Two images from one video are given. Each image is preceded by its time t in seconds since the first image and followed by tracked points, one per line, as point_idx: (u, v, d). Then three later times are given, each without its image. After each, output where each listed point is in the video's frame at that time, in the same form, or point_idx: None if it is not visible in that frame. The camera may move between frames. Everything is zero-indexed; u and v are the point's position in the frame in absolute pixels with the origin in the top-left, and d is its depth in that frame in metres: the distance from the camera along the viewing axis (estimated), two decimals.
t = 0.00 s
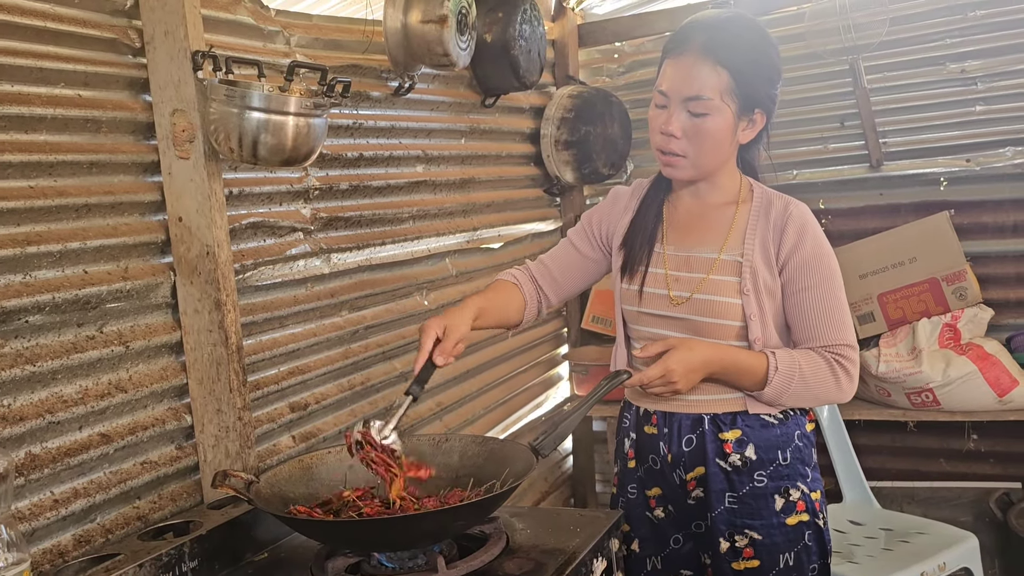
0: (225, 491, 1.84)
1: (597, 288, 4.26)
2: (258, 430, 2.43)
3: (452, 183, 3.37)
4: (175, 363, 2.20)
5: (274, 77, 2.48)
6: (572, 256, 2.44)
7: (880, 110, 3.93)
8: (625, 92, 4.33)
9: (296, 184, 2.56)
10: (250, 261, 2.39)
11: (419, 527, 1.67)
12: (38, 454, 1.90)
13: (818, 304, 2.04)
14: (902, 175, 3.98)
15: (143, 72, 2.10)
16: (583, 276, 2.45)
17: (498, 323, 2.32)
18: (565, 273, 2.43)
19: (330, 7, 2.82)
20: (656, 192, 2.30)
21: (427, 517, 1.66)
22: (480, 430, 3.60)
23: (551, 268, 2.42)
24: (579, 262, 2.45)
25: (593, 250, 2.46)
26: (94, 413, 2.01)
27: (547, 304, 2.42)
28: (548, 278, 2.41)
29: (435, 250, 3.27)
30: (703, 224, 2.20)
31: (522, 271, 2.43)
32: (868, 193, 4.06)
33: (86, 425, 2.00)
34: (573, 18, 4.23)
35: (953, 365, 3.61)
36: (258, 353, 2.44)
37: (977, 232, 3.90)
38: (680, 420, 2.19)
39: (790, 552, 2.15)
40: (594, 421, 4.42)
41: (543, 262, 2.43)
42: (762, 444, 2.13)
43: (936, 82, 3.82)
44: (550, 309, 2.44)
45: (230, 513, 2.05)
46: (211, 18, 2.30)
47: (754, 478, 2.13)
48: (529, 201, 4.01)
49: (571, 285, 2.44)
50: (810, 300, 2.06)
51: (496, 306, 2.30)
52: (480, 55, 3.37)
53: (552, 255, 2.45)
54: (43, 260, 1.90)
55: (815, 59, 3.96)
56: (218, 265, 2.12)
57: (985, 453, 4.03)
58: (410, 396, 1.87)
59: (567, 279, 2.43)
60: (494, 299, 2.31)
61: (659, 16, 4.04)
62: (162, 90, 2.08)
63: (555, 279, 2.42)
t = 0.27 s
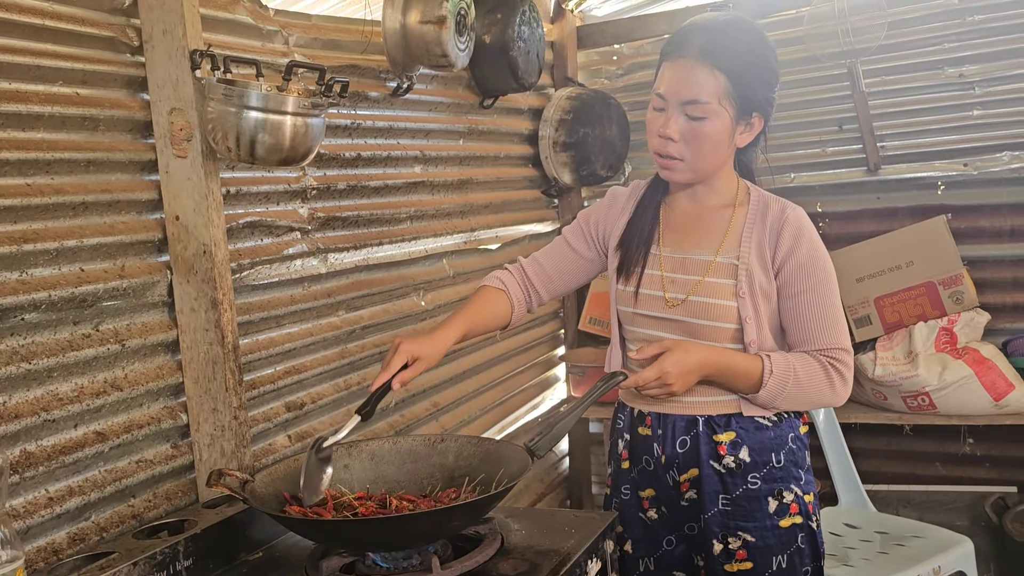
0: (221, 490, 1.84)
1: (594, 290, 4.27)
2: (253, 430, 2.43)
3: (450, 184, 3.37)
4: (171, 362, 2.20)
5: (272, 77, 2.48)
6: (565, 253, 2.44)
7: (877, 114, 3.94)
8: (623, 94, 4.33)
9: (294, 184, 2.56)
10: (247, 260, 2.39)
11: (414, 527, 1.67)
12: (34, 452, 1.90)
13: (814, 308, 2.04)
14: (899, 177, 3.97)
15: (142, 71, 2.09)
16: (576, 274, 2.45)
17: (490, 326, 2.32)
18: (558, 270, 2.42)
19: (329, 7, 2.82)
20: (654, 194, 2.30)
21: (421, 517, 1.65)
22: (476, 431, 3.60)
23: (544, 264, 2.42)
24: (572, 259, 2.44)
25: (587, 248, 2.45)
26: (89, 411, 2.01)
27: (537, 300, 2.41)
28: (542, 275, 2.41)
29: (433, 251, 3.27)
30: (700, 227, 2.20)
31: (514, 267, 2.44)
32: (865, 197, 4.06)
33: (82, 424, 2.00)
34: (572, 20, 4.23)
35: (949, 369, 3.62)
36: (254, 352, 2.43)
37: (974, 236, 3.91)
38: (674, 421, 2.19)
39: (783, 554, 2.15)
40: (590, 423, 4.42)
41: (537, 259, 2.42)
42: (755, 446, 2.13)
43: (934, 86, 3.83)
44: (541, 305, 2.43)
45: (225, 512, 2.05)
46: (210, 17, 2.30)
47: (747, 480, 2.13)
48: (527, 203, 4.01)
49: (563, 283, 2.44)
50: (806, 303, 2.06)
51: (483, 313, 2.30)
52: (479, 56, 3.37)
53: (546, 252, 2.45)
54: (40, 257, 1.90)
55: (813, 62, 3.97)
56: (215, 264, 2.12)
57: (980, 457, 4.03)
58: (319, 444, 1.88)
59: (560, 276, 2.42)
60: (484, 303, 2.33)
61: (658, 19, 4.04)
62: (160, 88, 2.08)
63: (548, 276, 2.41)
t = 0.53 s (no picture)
0: (217, 487, 1.84)
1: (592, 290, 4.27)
2: (250, 427, 2.43)
3: (449, 183, 3.37)
4: (168, 358, 2.20)
5: (272, 74, 2.48)
6: (567, 258, 2.44)
7: (878, 117, 3.94)
8: (624, 95, 4.33)
9: (293, 182, 2.56)
10: (246, 258, 2.39)
11: (410, 525, 1.67)
12: (29, 448, 1.90)
13: (811, 310, 2.04)
14: (899, 181, 3.98)
15: (141, 67, 2.09)
16: (578, 278, 2.45)
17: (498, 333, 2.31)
18: (561, 276, 2.42)
19: (329, 5, 2.82)
20: (652, 195, 2.30)
21: (417, 515, 1.65)
22: (474, 431, 3.60)
23: (547, 271, 2.42)
24: (574, 264, 2.44)
25: (589, 251, 2.45)
26: (86, 407, 2.01)
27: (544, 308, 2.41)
28: (544, 281, 2.41)
29: (432, 250, 3.27)
30: (698, 228, 2.20)
31: (518, 276, 2.43)
32: (864, 200, 4.06)
33: (78, 419, 2.00)
34: (573, 20, 4.23)
35: (948, 372, 3.63)
36: (252, 349, 2.43)
37: (973, 240, 3.91)
38: (672, 422, 2.19)
39: (780, 555, 2.15)
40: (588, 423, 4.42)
41: (538, 267, 2.43)
42: (753, 447, 2.13)
43: (934, 89, 3.83)
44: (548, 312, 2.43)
45: (221, 509, 2.05)
46: (210, 14, 2.30)
47: (745, 481, 2.12)
48: (527, 203, 4.01)
49: (567, 288, 2.43)
50: (803, 304, 2.06)
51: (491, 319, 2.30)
52: (479, 55, 3.37)
53: (547, 259, 2.45)
54: (37, 252, 1.90)
55: (814, 65, 3.97)
56: (213, 261, 2.13)
57: (978, 460, 4.03)
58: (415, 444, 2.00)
59: (563, 282, 2.42)
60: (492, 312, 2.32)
61: (659, 20, 4.04)
62: (159, 84, 2.08)
63: (551, 282, 2.41)
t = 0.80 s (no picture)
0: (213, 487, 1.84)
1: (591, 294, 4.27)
2: (247, 427, 2.43)
3: (449, 185, 3.37)
4: (166, 358, 2.20)
5: (272, 75, 2.48)
6: (570, 265, 2.44)
7: (877, 122, 3.94)
8: (624, 98, 4.34)
9: (292, 182, 2.56)
10: (244, 258, 2.39)
11: (406, 527, 1.67)
12: (26, 446, 1.89)
13: (809, 313, 2.05)
14: (899, 186, 4.00)
15: (141, 66, 2.10)
16: (582, 283, 2.45)
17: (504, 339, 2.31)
18: (565, 282, 2.43)
19: (330, 6, 2.82)
20: (652, 198, 2.30)
21: (412, 516, 1.65)
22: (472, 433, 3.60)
23: (550, 279, 2.42)
24: (577, 270, 2.45)
25: (591, 256, 2.45)
26: (83, 406, 2.01)
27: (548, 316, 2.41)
28: (546, 288, 2.41)
29: (430, 252, 3.27)
30: (697, 231, 2.20)
31: (521, 286, 2.43)
32: (864, 205, 4.08)
33: (75, 418, 2.00)
34: (573, 24, 4.24)
35: (945, 377, 3.63)
36: (249, 349, 2.43)
37: (971, 246, 3.92)
38: (669, 424, 2.19)
39: (775, 560, 2.15)
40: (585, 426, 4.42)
41: (541, 274, 2.43)
42: (750, 451, 2.13)
43: (933, 95, 3.83)
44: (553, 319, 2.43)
45: (217, 509, 2.05)
46: (211, 14, 2.30)
47: (741, 485, 2.12)
48: (526, 206, 4.02)
49: (570, 294, 2.44)
50: (802, 308, 2.06)
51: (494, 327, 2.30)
52: (480, 58, 3.38)
53: (550, 267, 2.45)
54: (36, 251, 1.90)
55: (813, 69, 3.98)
56: (211, 260, 2.13)
57: (975, 466, 4.04)
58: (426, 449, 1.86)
59: (567, 289, 2.42)
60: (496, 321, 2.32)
61: (659, 24, 4.05)
62: (159, 84, 2.08)
63: (553, 289, 2.41)
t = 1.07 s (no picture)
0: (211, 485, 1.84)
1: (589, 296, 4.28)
2: (246, 426, 2.43)
3: (448, 187, 3.38)
4: (165, 356, 2.20)
5: (272, 75, 2.48)
6: (568, 262, 2.44)
7: (876, 127, 3.95)
8: (623, 101, 4.35)
9: (292, 182, 2.56)
10: (244, 257, 2.39)
11: (404, 527, 1.67)
12: (24, 443, 1.89)
13: (811, 314, 2.05)
14: (898, 190, 3.99)
15: (142, 65, 2.10)
16: (579, 282, 2.46)
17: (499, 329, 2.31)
18: (562, 280, 2.43)
19: (331, 6, 2.82)
20: (653, 199, 2.30)
21: (411, 516, 1.65)
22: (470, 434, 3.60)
23: (547, 275, 2.42)
24: (574, 268, 2.45)
25: (589, 255, 2.46)
26: (82, 404, 2.01)
27: (544, 312, 2.42)
28: (543, 284, 2.42)
29: (429, 253, 3.28)
30: (699, 231, 2.21)
31: (518, 280, 2.43)
32: (862, 210, 4.09)
33: (74, 416, 2.00)
34: (573, 26, 4.25)
35: (943, 382, 3.63)
36: (248, 349, 2.43)
37: (969, 250, 3.93)
38: (671, 426, 2.19)
39: (778, 561, 2.15)
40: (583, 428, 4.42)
41: (538, 270, 2.43)
42: (753, 452, 2.13)
43: (932, 99, 3.84)
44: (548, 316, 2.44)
45: (215, 508, 2.04)
46: (212, 13, 2.31)
47: (744, 486, 2.13)
48: (525, 207, 4.02)
49: (567, 292, 2.44)
50: (804, 309, 2.06)
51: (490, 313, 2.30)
52: (480, 59, 3.38)
53: (548, 263, 2.45)
54: (36, 248, 1.90)
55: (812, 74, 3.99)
56: (211, 259, 2.13)
57: (972, 470, 4.04)
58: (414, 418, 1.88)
59: (563, 286, 2.43)
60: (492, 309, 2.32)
61: (659, 27, 4.06)
62: (160, 83, 2.08)
63: (551, 286, 2.42)
